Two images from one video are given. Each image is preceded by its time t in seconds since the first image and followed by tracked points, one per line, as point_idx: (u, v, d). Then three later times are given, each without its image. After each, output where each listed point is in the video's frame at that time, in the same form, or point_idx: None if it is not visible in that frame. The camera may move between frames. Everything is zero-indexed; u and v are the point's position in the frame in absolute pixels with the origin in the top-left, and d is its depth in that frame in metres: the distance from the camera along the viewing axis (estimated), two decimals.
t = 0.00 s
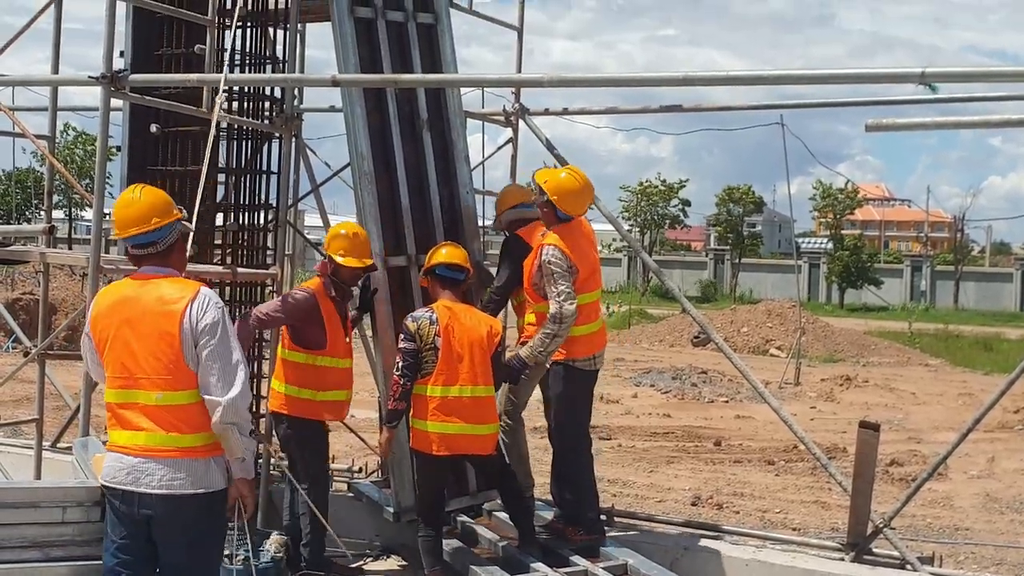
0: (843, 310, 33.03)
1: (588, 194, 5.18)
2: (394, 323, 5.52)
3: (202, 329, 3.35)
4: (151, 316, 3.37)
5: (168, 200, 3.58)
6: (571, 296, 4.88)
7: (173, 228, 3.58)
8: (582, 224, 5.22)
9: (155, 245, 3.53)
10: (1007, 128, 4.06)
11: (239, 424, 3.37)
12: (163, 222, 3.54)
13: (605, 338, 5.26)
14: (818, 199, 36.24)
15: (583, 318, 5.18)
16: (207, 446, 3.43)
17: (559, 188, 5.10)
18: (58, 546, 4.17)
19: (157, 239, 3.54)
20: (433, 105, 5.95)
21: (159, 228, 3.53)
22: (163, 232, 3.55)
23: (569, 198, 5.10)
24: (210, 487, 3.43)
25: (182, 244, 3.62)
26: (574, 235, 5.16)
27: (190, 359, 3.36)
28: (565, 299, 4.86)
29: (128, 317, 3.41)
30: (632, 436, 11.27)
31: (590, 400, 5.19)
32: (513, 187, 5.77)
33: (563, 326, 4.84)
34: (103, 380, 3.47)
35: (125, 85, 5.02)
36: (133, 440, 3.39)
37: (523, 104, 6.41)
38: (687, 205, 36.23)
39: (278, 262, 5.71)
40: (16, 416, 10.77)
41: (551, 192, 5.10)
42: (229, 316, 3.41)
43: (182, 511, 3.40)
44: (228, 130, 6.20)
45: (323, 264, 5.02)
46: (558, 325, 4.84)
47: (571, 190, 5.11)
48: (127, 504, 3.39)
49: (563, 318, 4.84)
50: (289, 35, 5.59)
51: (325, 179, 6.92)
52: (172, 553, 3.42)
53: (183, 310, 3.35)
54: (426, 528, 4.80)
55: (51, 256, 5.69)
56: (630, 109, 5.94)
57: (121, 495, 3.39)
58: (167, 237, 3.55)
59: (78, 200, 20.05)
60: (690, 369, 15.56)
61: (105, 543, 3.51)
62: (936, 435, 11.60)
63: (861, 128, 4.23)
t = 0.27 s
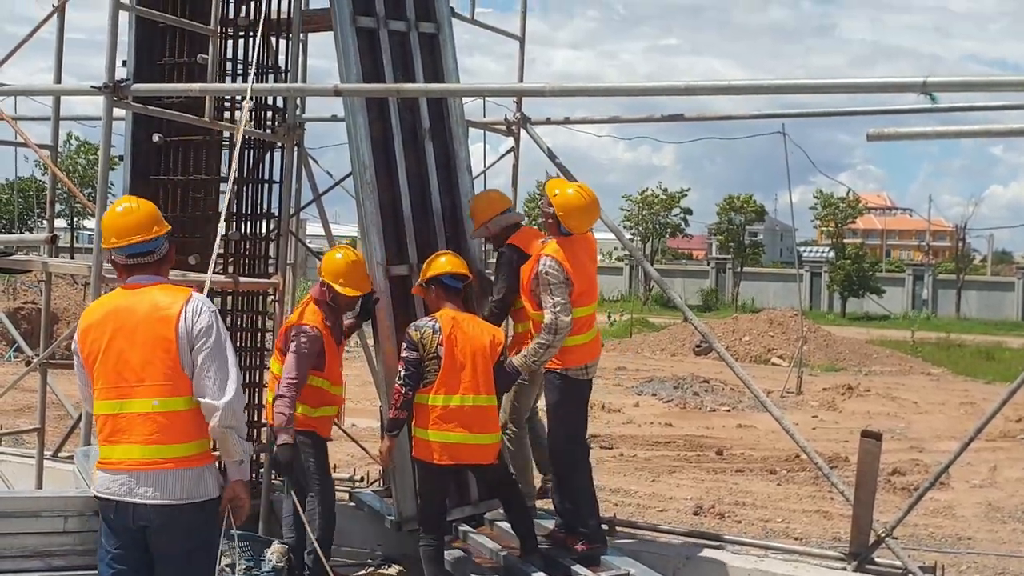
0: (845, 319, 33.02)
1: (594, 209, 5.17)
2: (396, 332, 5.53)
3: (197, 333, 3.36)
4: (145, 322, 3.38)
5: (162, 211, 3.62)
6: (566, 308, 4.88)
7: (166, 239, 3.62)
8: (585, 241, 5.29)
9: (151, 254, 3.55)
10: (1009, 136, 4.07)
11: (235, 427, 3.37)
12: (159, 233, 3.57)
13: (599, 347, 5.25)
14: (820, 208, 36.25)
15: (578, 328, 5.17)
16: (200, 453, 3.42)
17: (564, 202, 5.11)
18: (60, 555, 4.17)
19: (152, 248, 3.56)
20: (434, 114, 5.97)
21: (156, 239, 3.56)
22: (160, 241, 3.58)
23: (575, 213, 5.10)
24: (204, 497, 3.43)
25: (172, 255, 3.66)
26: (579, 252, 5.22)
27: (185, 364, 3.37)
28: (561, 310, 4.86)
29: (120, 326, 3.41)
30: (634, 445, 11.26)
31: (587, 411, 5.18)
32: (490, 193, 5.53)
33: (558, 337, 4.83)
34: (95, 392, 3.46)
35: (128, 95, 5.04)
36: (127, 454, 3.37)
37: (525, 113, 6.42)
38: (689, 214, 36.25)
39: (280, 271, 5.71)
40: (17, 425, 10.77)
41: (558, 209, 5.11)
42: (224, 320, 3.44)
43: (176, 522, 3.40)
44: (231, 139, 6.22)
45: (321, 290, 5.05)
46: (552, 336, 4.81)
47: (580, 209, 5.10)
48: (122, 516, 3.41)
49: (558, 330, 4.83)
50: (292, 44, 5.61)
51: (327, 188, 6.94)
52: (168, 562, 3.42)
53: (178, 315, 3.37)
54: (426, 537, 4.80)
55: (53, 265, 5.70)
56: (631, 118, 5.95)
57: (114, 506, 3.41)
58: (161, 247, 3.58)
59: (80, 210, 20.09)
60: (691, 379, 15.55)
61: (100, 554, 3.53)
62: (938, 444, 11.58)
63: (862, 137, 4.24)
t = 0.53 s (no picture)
0: (845, 326, 33.02)
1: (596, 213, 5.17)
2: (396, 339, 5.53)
3: (195, 337, 3.39)
4: (139, 328, 3.38)
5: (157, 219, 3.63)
6: (565, 315, 4.90)
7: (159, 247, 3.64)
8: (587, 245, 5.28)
9: (145, 262, 3.57)
10: (1010, 143, 4.07)
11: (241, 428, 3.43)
12: (153, 241, 3.59)
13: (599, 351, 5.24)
14: (820, 214, 36.26)
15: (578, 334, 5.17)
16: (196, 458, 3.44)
17: (564, 206, 5.13)
18: (59, 563, 4.16)
19: (146, 256, 3.58)
20: (434, 121, 5.98)
21: (150, 247, 3.58)
22: (154, 249, 3.60)
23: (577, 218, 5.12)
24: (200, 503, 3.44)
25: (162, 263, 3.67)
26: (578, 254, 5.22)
27: (184, 368, 3.38)
28: (559, 316, 4.88)
29: (111, 333, 3.40)
30: (634, 452, 11.25)
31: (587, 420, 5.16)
32: (487, 197, 5.50)
33: (556, 344, 4.86)
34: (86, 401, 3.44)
35: (129, 101, 5.05)
36: (124, 461, 3.36)
37: (525, 120, 6.42)
38: (689, 221, 36.28)
39: (280, 278, 5.71)
40: (16, 432, 10.75)
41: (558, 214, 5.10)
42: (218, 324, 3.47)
43: (172, 530, 3.40)
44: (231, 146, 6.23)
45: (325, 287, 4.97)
46: (552, 343, 4.85)
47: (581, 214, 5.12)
48: (116, 525, 3.39)
49: (557, 336, 4.85)
50: (292, 51, 5.62)
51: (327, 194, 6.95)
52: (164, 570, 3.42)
53: (173, 319, 3.39)
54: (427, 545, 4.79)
55: (52, 272, 5.71)
56: (631, 125, 5.96)
57: (107, 514, 3.39)
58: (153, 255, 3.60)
59: (80, 216, 20.11)
60: (692, 385, 15.54)
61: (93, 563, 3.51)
62: (938, 451, 11.57)
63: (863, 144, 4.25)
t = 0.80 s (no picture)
0: (846, 331, 33.02)
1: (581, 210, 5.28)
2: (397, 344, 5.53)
3: (191, 345, 3.37)
4: (136, 334, 3.37)
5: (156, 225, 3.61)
6: (581, 319, 4.90)
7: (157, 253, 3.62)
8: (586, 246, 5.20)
9: (140, 268, 3.55)
10: (1010, 148, 4.07)
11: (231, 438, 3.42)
12: (150, 248, 3.57)
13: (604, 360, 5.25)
14: (820, 220, 36.25)
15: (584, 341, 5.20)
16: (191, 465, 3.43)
17: (560, 199, 5.15)
18: (58, 569, 4.15)
19: (143, 262, 3.56)
20: (435, 127, 5.99)
21: (147, 253, 3.56)
22: (150, 256, 3.58)
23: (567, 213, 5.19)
24: (196, 509, 3.44)
25: (161, 270, 3.66)
26: (578, 255, 5.13)
27: (179, 376, 3.37)
28: (575, 320, 4.88)
29: (110, 338, 3.40)
30: (635, 457, 11.24)
31: (588, 420, 5.16)
32: (487, 207, 5.38)
33: (573, 348, 4.85)
34: (83, 405, 3.44)
35: (129, 107, 5.06)
36: (119, 467, 3.36)
37: (525, 126, 6.43)
38: (689, 226, 36.28)
39: (281, 283, 5.71)
40: (17, 438, 10.76)
41: (540, 212, 5.18)
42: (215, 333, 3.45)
43: (170, 538, 3.39)
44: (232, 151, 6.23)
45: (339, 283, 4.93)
46: (567, 346, 4.84)
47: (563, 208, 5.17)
48: (113, 532, 3.39)
49: (572, 339, 4.84)
50: (293, 57, 5.63)
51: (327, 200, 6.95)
52: None
53: (170, 327, 3.38)
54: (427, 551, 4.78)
55: (52, 278, 5.71)
56: (631, 130, 5.96)
57: (104, 522, 3.39)
58: (151, 262, 3.58)
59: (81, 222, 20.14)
60: (692, 390, 15.53)
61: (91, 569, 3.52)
62: (939, 456, 11.56)
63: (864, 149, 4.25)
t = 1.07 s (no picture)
0: (844, 333, 33.03)
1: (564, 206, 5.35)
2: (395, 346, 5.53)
3: (191, 353, 3.35)
4: (136, 339, 3.36)
5: (157, 227, 3.58)
6: (596, 311, 4.98)
7: (161, 255, 3.58)
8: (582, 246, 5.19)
9: (139, 269, 3.53)
10: (1008, 150, 4.07)
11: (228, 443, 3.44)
12: (150, 249, 3.54)
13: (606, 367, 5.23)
14: (818, 222, 36.26)
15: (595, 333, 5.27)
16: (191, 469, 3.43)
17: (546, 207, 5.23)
18: (55, 571, 4.13)
19: (143, 264, 3.53)
20: (434, 129, 5.98)
21: (147, 255, 3.53)
22: (150, 258, 3.54)
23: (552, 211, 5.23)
24: (195, 513, 3.44)
25: (166, 272, 3.61)
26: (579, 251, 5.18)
27: (179, 383, 3.36)
28: (592, 315, 4.95)
29: (110, 342, 3.39)
30: (633, 459, 11.23)
31: (591, 422, 5.14)
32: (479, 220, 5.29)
33: (597, 340, 4.93)
34: (84, 408, 3.45)
35: (127, 109, 5.06)
36: (120, 471, 3.37)
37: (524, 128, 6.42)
38: (688, 228, 36.29)
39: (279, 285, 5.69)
40: (14, 440, 10.74)
41: (524, 218, 5.24)
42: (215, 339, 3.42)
43: (169, 540, 3.39)
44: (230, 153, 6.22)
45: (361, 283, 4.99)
46: (588, 342, 4.91)
47: (546, 209, 5.23)
48: (112, 533, 3.39)
49: (593, 335, 4.91)
50: (291, 58, 5.63)
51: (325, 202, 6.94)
52: None
53: (170, 334, 3.35)
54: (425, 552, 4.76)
55: (49, 279, 5.70)
56: (630, 132, 5.96)
57: (104, 522, 3.39)
58: (152, 263, 3.54)
59: (79, 224, 20.13)
60: (691, 393, 15.52)
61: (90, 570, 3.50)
62: (937, 458, 11.56)
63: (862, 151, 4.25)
